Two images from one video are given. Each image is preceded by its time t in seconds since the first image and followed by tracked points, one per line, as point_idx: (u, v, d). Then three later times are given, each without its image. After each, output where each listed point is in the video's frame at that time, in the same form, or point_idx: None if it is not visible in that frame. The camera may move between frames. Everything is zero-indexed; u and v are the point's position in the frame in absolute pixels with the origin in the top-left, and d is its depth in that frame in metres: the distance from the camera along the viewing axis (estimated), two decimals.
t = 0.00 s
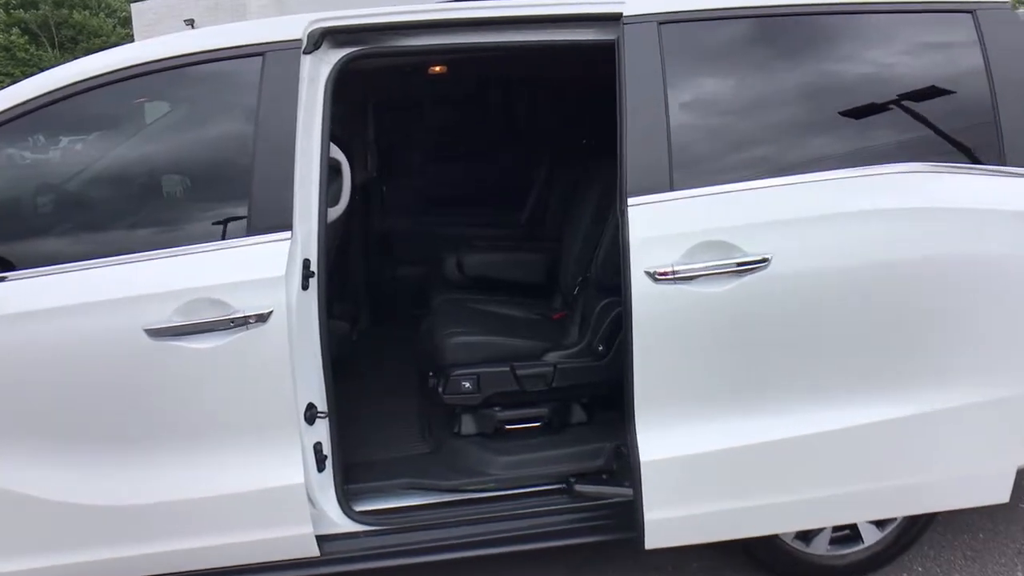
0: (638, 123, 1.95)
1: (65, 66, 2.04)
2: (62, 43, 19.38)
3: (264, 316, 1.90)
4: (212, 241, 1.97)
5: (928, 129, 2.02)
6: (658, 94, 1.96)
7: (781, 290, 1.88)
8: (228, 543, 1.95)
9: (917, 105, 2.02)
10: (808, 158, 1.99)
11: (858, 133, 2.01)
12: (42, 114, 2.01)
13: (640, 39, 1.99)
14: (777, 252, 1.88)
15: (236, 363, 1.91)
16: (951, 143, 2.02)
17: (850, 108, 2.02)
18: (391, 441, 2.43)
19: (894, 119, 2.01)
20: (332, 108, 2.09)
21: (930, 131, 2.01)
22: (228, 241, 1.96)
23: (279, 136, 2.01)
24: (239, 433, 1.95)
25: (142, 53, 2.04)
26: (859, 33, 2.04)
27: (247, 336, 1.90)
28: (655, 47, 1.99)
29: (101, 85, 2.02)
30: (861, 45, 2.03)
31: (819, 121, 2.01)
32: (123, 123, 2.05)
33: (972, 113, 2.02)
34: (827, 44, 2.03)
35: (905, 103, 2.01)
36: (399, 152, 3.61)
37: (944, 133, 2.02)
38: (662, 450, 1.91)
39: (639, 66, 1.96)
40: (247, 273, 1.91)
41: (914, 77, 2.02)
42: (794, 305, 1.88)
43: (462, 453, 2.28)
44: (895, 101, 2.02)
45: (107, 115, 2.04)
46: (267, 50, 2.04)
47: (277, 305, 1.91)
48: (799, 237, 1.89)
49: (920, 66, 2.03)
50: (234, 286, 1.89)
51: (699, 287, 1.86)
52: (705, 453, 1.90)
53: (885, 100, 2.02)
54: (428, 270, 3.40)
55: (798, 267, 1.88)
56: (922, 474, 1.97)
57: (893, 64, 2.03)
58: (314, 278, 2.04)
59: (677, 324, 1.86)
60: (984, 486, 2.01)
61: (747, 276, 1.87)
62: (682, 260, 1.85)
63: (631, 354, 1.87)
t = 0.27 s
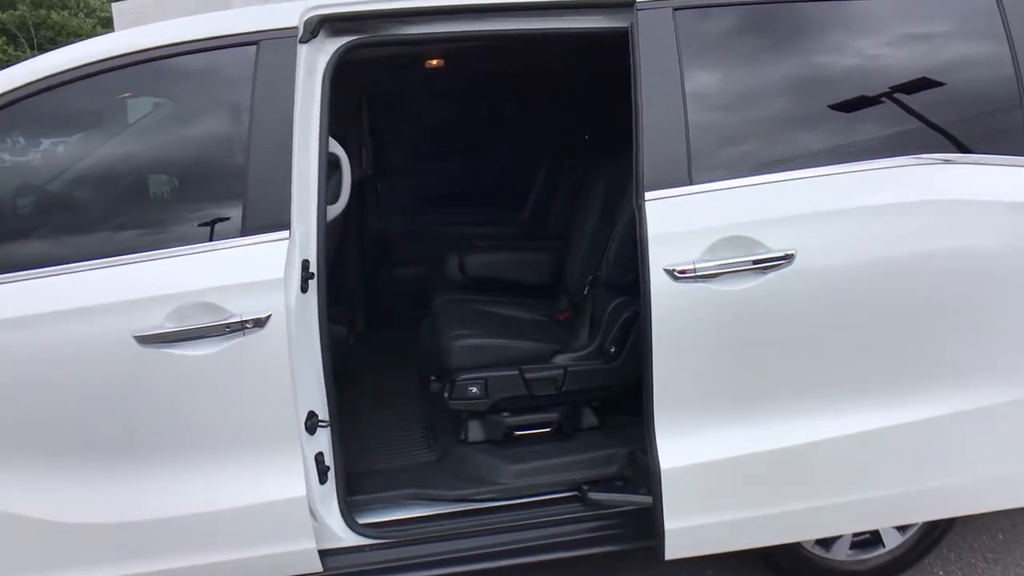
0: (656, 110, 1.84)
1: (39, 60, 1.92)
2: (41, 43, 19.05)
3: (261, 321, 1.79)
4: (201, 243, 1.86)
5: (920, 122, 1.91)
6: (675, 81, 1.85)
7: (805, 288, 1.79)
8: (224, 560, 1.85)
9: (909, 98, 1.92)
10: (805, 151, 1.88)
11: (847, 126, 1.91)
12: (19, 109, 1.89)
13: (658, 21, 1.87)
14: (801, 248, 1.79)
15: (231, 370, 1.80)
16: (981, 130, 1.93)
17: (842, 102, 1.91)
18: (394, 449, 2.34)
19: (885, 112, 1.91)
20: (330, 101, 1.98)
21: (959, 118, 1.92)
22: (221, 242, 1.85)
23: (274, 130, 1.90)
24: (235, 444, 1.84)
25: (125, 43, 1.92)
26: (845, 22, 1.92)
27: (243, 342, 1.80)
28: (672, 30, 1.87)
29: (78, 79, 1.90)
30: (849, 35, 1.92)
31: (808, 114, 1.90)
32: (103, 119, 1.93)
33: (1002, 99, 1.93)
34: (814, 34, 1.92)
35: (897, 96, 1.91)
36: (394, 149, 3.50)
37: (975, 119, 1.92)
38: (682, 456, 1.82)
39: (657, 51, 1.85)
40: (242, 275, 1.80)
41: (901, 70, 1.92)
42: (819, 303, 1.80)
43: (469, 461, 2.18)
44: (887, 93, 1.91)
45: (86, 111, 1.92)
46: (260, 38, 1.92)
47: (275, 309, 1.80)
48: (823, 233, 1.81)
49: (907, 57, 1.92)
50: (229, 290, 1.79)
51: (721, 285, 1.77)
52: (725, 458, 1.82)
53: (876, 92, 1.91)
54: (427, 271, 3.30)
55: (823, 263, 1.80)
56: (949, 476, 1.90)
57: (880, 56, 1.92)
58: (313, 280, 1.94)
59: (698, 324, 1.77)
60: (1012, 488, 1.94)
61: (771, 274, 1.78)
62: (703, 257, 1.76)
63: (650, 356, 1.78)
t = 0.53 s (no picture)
0: (668, 91, 1.73)
1: (0, 42, 1.78)
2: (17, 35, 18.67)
3: (249, 319, 1.68)
4: (183, 236, 1.73)
5: (908, 110, 1.79)
6: (687, 60, 1.74)
7: (826, 280, 1.70)
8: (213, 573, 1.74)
9: (896, 85, 1.80)
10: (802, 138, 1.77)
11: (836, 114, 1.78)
12: None
13: None
14: (823, 237, 1.69)
15: (218, 371, 1.68)
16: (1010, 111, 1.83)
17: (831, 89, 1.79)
18: (392, 450, 2.24)
19: (870, 100, 1.79)
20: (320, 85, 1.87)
21: (988, 97, 1.81)
22: (205, 235, 1.73)
23: (261, 114, 1.77)
24: (222, 450, 1.73)
25: (99, 23, 1.79)
26: (824, 7, 1.83)
27: (229, 341, 1.68)
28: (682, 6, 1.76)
29: (46, 62, 1.77)
30: (829, 20, 1.82)
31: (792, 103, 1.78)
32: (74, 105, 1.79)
33: None
34: (795, 18, 1.81)
35: (883, 82, 1.79)
36: (384, 139, 3.38)
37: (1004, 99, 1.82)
38: (697, 458, 1.73)
39: (668, 30, 1.74)
40: (228, 270, 1.68)
41: (886, 57, 1.80)
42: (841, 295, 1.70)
43: (469, 463, 2.08)
44: (873, 79, 1.79)
45: (55, 96, 1.78)
46: (244, 16, 1.80)
47: (264, 305, 1.69)
48: (847, 220, 1.70)
49: (891, 44, 1.80)
50: (214, 286, 1.67)
51: (738, 276, 1.67)
52: (742, 459, 1.73)
53: (862, 79, 1.79)
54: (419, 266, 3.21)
55: (847, 252, 1.70)
56: (975, 476, 1.81)
57: (862, 42, 1.81)
58: (304, 274, 1.82)
59: (715, 319, 1.67)
60: None
61: (791, 264, 1.69)
62: (719, 247, 1.67)
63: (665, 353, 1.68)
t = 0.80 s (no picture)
0: (686, 63, 1.58)
1: None
2: None
3: (231, 315, 1.54)
4: (161, 223, 1.58)
5: (897, 92, 1.64)
6: (706, 29, 1.60)
7: (854, 267, 1.58)
8: None
9: (886, 65, 1.65)
10: (810, 114, 1.63)
11: (833, 94, 1.64)
12: None
13: None
14: (850, 221, 1.58)
15: (198, 371, 1.55)
16: None
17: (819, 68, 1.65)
18: (385, 450, 2.11)
19: (861, 80, 1.64)
20: (304, 55, 1.70)
21: None
22: (180, 223, 1.58)
23: (241, 90, 1.61)
24: (204, 456, 1.60)
25: None
26: None
27: (210, 338, 1.54)
28: None
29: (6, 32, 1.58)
30: None
31: (787, 81, 1.63)
32: (35, 83, 1.62)
33: None
34: None
35: (872, 62, 1.64)
36: (372, 124, 3.23)
37: None
38: (716, 458, 1.62)
39: None
40: (208, 261, 1.55)
41: (873, 35, 1.65)
42: (869, 282, 1.59)
43: (468, 464, 1.95)
44: (862, 58, 1.64)
45: (12, 72, 1.60)
46: None
47: (248, 299, 1.56)
48: (876, 202, 1.59)
49: (878, 22, 1.66)
50: (192, 279, 1.53)
51: (760, 263, 1.56)
52: (763, 459, 1.63)
53: (851, 57, 1.64)
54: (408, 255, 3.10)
55: (875, 237, 1.59)
56: (1006, 474, 1.72)
57: (848, 19, 1.66)
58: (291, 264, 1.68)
59: (735, 309, 1.56)
60: None
61: (816, 250, 1.57)
62: (739, 231, 1.55)
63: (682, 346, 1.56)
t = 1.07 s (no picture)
0: (709, 38, 1.45)
1: None
2: None
3: (213, 321, 1.39)
4: (137, 219, 1.42)
5: (891, 77, 1.51)
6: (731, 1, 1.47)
7: (893, 259, 1.46)
8: None
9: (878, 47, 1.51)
10: (836, 91, 1.50)
11: (859, 73, 1.51)
12: None
13: None
14: (888, 210, 1.46)
15: (178, 382, 1.40)
16: None
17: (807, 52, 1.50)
18: (383, 460, 1.98)
19: (851, 65, 1.50)
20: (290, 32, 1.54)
21: None
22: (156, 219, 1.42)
23: (220, 70, 1.45)
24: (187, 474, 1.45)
25: None
26: None
27: (190, 347, 1.39)
28: None
29: None
30: None
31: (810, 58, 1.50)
32: None
33: None
34: None
35: (865, 44, 1.51)
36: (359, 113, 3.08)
37: None
38: (746, 467, 1.50)
39: None
40: (187, 261, 1.40)
41: (862, 15, 1.52)
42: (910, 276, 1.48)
43: (472, 475, 1.82)
44: (853, 40, 1.51)
45: None
46: None
47: (231, 303, 1.41)
48: (916, 189, 1.47)
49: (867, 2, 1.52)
50: (170, 281, 1.38)
51: (793, 256, 1.44)
52: (795, 469, 1.51)
53: (840, 40, 1.51)
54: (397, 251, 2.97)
55: (915, 226, 1.47)
56: None
57: None
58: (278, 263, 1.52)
59: (766, 306, 1.44)
60: None
61: (853, 242, 1.45)
62: (771, 222, 1.43)
63: (709, 346, 1.44)
